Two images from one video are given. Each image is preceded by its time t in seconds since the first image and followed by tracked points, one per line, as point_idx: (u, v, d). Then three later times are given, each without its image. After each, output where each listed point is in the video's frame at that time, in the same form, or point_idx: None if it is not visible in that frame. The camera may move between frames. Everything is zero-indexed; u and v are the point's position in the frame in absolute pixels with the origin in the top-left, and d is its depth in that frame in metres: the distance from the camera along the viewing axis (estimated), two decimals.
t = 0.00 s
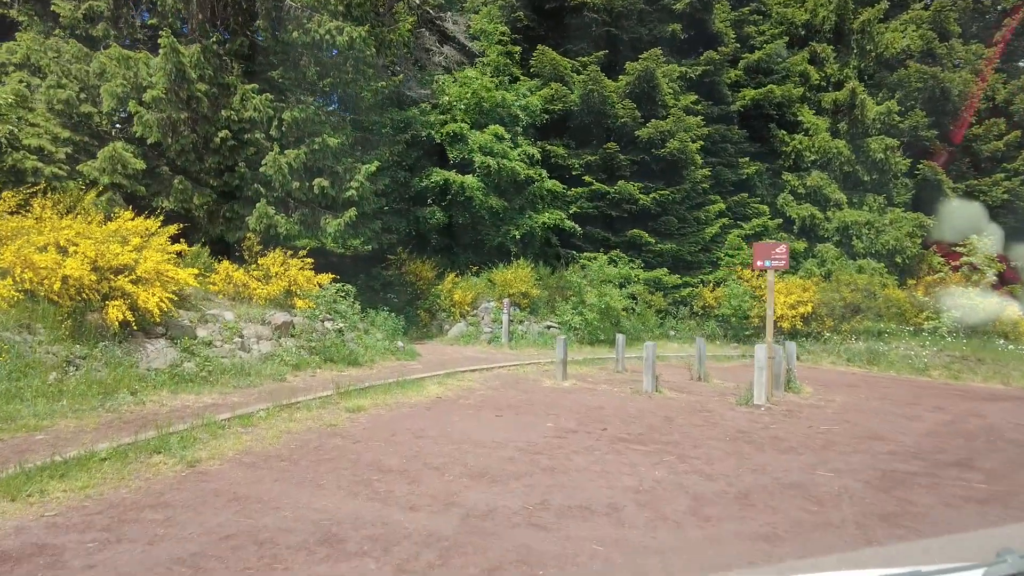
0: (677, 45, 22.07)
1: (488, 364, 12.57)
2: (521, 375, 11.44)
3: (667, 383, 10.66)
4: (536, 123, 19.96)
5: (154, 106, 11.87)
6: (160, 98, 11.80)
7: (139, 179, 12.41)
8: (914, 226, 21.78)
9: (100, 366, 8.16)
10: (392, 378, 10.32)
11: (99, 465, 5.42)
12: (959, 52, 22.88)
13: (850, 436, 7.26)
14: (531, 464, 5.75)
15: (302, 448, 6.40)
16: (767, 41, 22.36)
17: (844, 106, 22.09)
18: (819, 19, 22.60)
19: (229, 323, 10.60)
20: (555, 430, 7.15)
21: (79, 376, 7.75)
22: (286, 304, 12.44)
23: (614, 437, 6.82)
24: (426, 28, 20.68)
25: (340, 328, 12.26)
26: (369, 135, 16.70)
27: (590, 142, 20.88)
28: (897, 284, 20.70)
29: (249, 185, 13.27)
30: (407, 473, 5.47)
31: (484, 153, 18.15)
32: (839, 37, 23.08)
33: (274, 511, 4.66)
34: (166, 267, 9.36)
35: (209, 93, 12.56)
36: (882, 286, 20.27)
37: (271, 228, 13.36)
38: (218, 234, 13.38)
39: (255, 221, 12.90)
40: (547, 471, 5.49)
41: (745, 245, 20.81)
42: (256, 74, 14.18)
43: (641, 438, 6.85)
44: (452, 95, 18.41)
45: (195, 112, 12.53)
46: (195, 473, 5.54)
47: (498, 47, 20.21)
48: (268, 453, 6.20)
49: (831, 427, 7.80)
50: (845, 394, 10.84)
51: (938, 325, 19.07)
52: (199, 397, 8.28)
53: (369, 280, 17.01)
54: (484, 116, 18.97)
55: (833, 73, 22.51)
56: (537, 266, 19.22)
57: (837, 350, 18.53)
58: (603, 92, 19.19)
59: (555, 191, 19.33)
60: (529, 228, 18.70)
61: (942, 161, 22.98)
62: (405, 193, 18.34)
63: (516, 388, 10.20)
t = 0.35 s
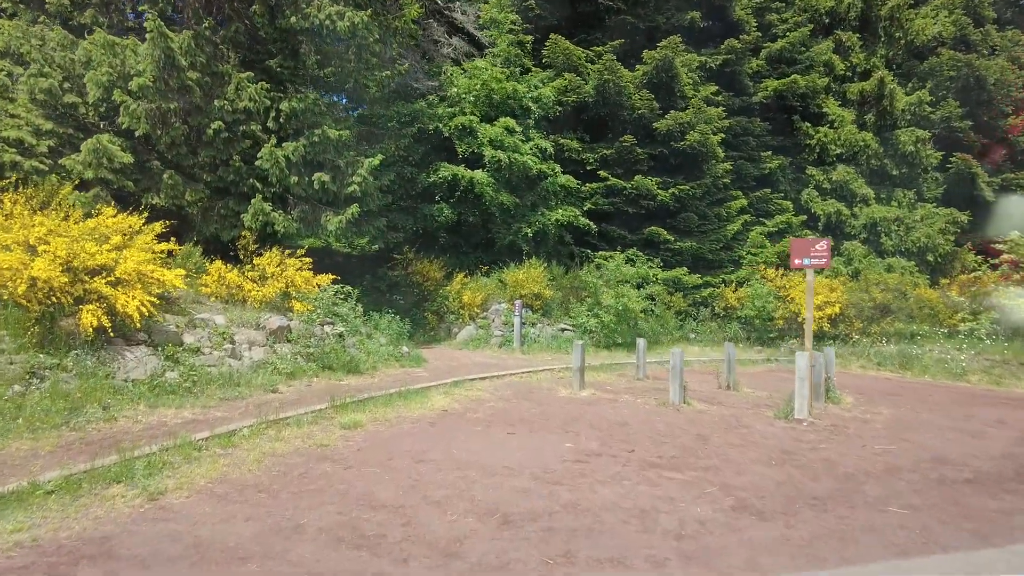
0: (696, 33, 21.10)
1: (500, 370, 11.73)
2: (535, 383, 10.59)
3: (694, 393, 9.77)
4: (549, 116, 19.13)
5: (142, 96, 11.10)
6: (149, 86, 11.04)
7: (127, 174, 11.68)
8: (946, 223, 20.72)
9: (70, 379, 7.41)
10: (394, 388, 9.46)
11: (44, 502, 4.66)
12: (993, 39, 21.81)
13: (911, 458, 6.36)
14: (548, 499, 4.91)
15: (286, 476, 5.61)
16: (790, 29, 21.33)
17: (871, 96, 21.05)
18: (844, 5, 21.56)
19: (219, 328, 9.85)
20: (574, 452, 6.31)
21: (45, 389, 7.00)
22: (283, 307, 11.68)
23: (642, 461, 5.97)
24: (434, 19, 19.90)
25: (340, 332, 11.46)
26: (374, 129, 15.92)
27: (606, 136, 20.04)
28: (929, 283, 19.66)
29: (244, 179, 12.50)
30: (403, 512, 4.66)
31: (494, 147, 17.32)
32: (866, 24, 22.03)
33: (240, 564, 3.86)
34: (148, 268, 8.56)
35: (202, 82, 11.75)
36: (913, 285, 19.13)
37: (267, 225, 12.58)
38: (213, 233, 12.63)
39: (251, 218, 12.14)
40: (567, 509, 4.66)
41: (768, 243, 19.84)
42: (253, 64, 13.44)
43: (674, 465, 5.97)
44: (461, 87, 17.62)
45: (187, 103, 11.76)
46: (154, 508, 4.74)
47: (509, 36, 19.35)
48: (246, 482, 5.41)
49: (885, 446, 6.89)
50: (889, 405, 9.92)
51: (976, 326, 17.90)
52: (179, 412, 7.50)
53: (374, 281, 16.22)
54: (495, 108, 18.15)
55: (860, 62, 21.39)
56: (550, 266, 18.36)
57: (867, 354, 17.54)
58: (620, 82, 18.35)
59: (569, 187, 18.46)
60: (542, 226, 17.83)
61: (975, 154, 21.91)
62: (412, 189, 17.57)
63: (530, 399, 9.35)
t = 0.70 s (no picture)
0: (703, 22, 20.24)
1: (496, 378, 10.91)
2: (533, 393, 9.75)
3: (706, 404, 8.93)
4: (551, 108, 18.31)
5: (110, 83, 10.31)
6: (115, 73, 10.22)
7: (97, 168, 10.90)
8: (967, 219, 19.82)
9: (8, 394, 6.60)
10: (377, 400, 8.63)
11: None
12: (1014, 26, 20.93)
13: (962, 484, 5.52)
14: (540, 547, 4.08)
15: (235, 512, 4.79)
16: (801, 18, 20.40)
17: (887, 88, 20.15)
18: None
19: (191, 334, 9.09)
20: (572, 480, 5.48)
21: None
22: (263, 309, 10.91)
23: (650, 492, 5.14)
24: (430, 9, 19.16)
25: (324, 338, 10.65)
26: (366, 122, 15.13)
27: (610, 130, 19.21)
28: (949, 283, 18.75)
29: (223, 174, 11.67)
30: (364, 564, 3.84)
31: (493, 141, 16.50)
32: (880, 13, 21.17)
33: None
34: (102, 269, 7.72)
35: (175, 68, 10.93)
36: (933, 285, 18.20)
37: (247, 223, 11.77)
38: (190, 232, 11.84)
39: (229, 215, 11.34)
40: (561, 561, 3.83)
41: (780, 241, 18.93)
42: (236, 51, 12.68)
43: (689, 497, 5.13)
44: (458, 78, 16.82)
45: (161, 92, 10.98)
46: (63, 558, 3.92)
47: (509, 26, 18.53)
48: (185, 520, 4.59)
49: (928, 467, 6.06)
50: (921, 415, 9.06)
51: (1000, 327, 17.00)
52: (132, 429, 6.70)
53: (367, 282, 15.43)
54: (494, 100, 17.34)
55: (875, 53, 20.58)
56: (552, 265, 17.50)
57: (885, 357, 16.67)
58: (625, 73, 17.53)
59: (572, 183, 17.62)
60: (543, 223, 17.00)
61: (995, 147, 21.00)
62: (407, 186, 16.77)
63: (527, 412, 8.52)
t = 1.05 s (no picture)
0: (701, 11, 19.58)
1: (478, 386, 10.13)
2: (516, 404, 8.98)
3: (703, 416, 8.17)
4: (543, 101, 17.52)
5: (61, 69, 9.57)
6: (65, 57, 9.48)
7: (50, 162, 10.16)
8: (977, 216, 19.03)
9: None
10: (342, 413, 7.87)
11: None
12: None
13: (1001, 519, 4.75)
14: None
15: (141, 554, 4.04)
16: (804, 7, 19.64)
17: (893, 80, 19.39)
18: None
19: (143, 340, 8.32)
20: (547, 513, 4.72)
21: None
22: (228, 313, 10.11)
23: (634, 531, 4.38)
24: None
25: (292, 345, 9.93)
26: (347, 116, 14.37)
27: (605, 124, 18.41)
28: (959, 282, 17.96)
29: (187, 168, 10.94)
30: None
31: (481, 135, 15.70)
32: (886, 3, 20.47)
33: None
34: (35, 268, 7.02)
35: (133, 53, 10.17)
36: (943, 285, 17.40)
37: (214, 220, 11.01)
38: (153, 230, 11.07)
39: (193, 212, 10.59)
40: None
41: (783, 239, 18.14)
42: (205, 39, 11.96)
43: (682, 538, 4.34)
44: (445, 69, 16.08)
45: (120, 79, 10.25)
46: None
47: (500, 17, 17.74)
48: (76, 567, 3.85)
49: (959, 496, 5.28)
50: (940, 428, 8.28)
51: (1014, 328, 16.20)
52: (55, 450, 5.95)
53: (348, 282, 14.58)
54: (484, 93, 16.57)
55: (880, 44, 19.89)
56: (544, 265, 16.68)
57: (893, 360, 15.87)
58: (620, 63, 16.72)
59: (565, 179, 16.82)
60: (535, 221, 16.20)
61: (1007, 141, 20.19)
62: (391, 182, 16.03)
63: (507, 425, 7.75)
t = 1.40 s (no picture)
0: None
1: (447, 396, 9.32)
2: (484, 416, 8.18)
3: (687, 432, 7.37)
4: (527, 93, 16.67)
5: None
6: None
7: None
8: (982, 213, 18.24)
9: None
10: (284, 429, 7.08)
11: None
12: None
13: None
14: None
15: None
16: None
17: (894, 71, 18.60)
18: None
19: (69, 348, 7.65)
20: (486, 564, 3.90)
21: None
22: (174, 317, 9.15)
23: None
24: None
25: (244, 351, 9.24)
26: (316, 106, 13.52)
27: (593, 117, 17.60)
28: (963, 281, 17.18)
29: (135, 160, 10.11)
30: None
31: (461, 127, 14.83)
32: None
33: None
34: None
35: (70, 35, 9.34)
36: (946, 284, 16.61)
37: (163, 216, 10.19)
38: (98, 228, 10.24)
39: (139, 208, 9.78)
40: None
41: (779, 237, 17.31)
42: (160, 22, 11.17)
43: None
44: (424, 59, 15.28)
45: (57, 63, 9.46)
46: None
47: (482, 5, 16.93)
48: None
49: (980, 536, 4.45)
50: (951, 442, 7.48)
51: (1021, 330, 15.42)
52: None
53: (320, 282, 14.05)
54: (464, 84, 15.74)
55: (880, 34, 19.15)
56: (527, 264, 15.85)
57: (894, 364, 15.09)
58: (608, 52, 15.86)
59: (550, 174, 16.00)
60: (518, 218, 15.34)
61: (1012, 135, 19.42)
62: (367, 177, 15.21)
63: (467, 442, 6.94)
